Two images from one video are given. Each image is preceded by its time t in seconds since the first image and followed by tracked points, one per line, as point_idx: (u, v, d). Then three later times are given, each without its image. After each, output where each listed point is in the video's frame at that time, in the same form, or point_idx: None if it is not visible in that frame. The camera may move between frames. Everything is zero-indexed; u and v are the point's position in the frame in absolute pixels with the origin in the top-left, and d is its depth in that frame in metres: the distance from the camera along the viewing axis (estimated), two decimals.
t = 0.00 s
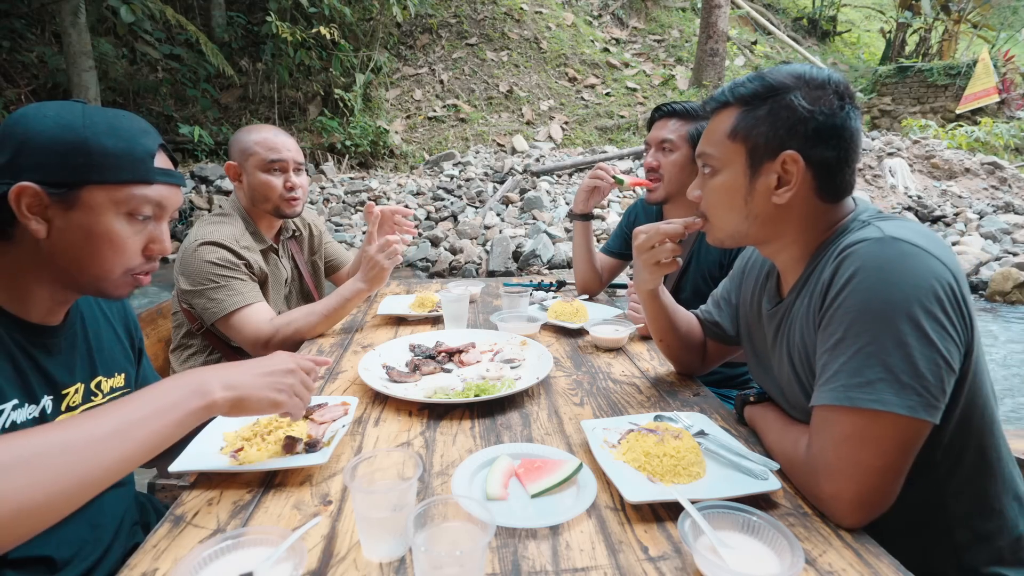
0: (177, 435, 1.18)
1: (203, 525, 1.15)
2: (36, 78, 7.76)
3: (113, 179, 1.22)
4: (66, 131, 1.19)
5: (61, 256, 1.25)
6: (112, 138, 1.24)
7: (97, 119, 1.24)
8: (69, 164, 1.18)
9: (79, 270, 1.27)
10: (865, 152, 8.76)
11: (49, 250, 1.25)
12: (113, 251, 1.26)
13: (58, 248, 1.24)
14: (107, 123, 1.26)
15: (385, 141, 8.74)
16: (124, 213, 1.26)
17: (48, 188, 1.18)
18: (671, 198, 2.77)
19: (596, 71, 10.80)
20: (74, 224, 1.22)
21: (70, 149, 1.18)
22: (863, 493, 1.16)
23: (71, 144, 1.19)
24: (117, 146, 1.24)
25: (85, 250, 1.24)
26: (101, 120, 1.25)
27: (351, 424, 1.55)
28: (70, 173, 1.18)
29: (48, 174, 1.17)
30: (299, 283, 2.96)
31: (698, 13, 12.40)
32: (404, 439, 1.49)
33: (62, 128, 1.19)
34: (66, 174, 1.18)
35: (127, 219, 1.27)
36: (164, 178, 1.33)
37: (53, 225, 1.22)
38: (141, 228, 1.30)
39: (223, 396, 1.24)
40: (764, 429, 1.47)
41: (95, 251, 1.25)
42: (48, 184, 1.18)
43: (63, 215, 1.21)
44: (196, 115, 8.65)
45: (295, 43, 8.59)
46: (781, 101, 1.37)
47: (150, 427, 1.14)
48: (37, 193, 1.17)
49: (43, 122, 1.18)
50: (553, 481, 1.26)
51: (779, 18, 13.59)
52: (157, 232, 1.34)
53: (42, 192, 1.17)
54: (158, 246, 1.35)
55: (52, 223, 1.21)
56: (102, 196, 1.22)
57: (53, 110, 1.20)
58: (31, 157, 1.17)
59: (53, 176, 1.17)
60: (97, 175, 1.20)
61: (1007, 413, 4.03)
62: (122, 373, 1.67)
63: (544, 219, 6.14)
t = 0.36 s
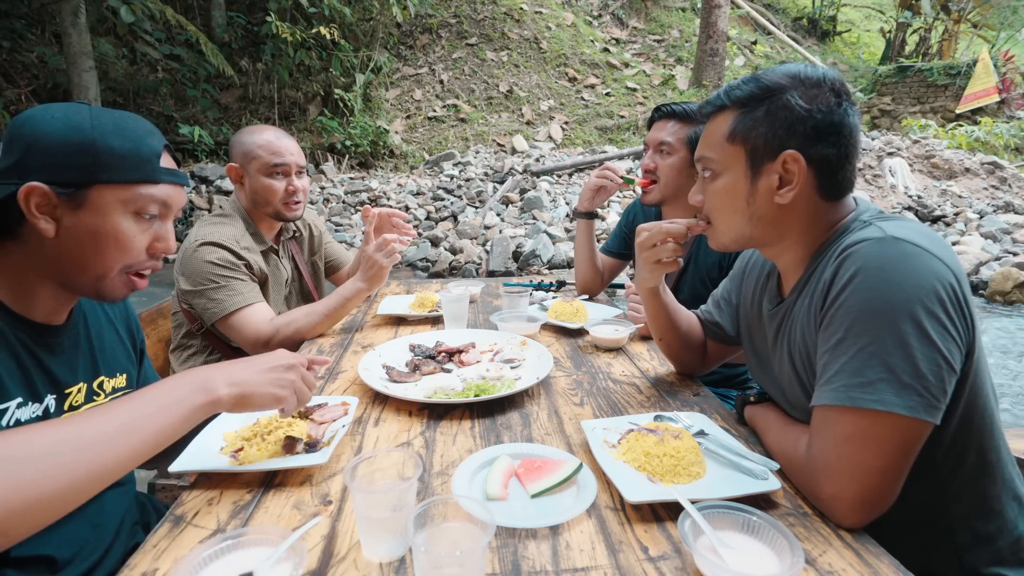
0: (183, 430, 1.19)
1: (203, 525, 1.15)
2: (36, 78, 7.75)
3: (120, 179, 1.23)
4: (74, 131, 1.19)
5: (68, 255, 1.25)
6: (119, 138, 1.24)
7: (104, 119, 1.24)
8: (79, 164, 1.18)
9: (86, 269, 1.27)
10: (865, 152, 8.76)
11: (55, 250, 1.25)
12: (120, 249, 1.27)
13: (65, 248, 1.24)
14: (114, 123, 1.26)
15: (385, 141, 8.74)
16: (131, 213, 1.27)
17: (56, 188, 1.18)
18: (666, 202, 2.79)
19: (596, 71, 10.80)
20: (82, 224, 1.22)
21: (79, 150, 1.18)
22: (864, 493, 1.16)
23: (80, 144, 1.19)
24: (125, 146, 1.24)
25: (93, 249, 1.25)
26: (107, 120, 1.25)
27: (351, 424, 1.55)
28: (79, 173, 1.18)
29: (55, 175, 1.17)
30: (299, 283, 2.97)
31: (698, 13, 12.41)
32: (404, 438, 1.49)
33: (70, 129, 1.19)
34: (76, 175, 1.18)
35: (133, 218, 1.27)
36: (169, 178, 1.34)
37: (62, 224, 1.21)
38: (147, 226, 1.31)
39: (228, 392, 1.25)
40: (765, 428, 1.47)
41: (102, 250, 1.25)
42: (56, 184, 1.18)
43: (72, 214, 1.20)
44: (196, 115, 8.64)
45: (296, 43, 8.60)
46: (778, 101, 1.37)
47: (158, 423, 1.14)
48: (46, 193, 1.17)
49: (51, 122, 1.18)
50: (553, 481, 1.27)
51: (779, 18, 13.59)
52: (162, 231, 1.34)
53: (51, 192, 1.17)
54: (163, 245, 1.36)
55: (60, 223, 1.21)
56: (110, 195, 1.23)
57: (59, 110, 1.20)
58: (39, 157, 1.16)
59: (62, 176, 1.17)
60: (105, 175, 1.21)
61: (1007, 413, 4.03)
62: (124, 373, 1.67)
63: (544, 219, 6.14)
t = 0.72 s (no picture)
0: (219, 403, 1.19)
1: (203, 525, 1.15)
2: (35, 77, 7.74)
3: (122, 175, 1.23)
4: (75, 129, 1.19)
5: (71, 252, 1.25)
6: (121, 136, 1.24)
7: (105, 117, 1.24)
8: (81, 162, 1.18)
9: (89, 266, 1.27)
10: (866, 152, 8.76)
11: (58, 247, 1.25)
12: (123, 246, 1.27)
13: (68, 245, 1.24)
14: (115, 120, 1.26)
15: (385, 141, 8.74)
16: (133, 209, 1.27)
17: (59, 185, 1.18)
18: (658, 203, 2.78)
19: (596, 71, 10.80)
20: (85, 221, 1.22)
21: (81, 148, 1.18)
22: (864, 492, 1.16)
23: (82, 142, 1.19)
24: (127, 144, 1.24)
25: (95, 246, 1.25)
26: (109, 118, 1.25)
27: (351, 424, 1.55)
28: (82, 170, 1.18)
29: (58, 172, 1.17)
30: (299, 283, 2.97)
31: (698, 13, 12.42)
32: (404, 438, 1.49)
33: (72, 127, 1.19)
34: (79, 172, 1.18)
35: (135, 214, 1.27)
36: (169, 175, 1.34)
37: (64, 221, 1.21)
38: (149, 223, 1.31)
39: (258, 366, 1.25)
40: (765, 428, 1.47)
41: (105, 247, 1.25)
42: (59, 181, 1.18)
43: (75, 211, 1.21)
44: (196, 115, 8.64)
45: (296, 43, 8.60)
46: (772, 103, 1.38)
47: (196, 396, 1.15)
48: (49, 190, 1.17)
49: (52, 121, 1.18)
50: (553, 481, 1.26)
51: (779, 18, 13.60)
52: (163, 227, 1.35)
53: (54, 189, 1.17)
54: (165, 242, 1.36)
55: (64, 220, 1.21)
56: (113, 191, 1.23)
57: (61, 109, 1.20)
58: (41, 154, 1.16)
59: (65, 173, 1.18)
60: (107, 172, 1.21)
61: (1007, 412, 4.03)
62: (125, 372, 1.67)
63: (544, 219, 6.14)
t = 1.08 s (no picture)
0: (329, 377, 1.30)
1: (202, 526, 1.15)
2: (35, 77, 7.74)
3: (121, 167, 1.22)
4: (72, 125, 1.19)
5: (73, 246, 1.25)
6: (117, 129, 1.24)
7: (100, 111, 1.23)
8: (78, 155, 1.17)
9: (91, 260, 1.27)
10: (867, 151, 8.75)
11: (60, 242, 1.24)
12: (124, 238, 1.27)
13: (70, 240, 1.24)
14: (110, 114, 1.25)
15: (385, 141, 8.73)
16: (132, 201, 1.26)
17: (58, 180, 1.17)
18: (657, 205, 2.78)
19: (597, 71, 10.79)
20: (85, 215, 1.21)
21: (78, 141, 1.18)
22: (864, 492, 1.16)
23: (78, 136, 1.18)
24: (124, 136, 1.23)
25: (96, 238, 1.24)
26: (104, 112, 1.24)
27: (351, 425, 1.54)
28: (80, 164, 1.18)
29: (56, 167, 1.17)
30: (299, 283, 2.96)
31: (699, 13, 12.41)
32: (404, 439, 1.49)
33: (67, 122, 1.18)
34: (76, 165, 1.18)
35: (135, 206, 1.27)
36: (166, 167, 1.33)
37: (66, 216, 1.21)
38: (148, 215, 1.30)
39: (357, 350, 1.35)
40: (765, 428, 1.47)
41: (106, 241, 1.25)
42: (58, 176, 1.17)
43: (75, 206, 1.20)
44: (195, 114, 8.63)
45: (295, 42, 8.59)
46: (774, 100, 1.38)
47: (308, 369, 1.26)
48: (48, 186, 1.17)
49: (47, 117, 1.17)
50: (553, 481, 1.26)
51: (780, 17, 13.58)
52: (162, 219, 1.34)
53: (53, 185, 1.17)
54: (164, 233, 1.36)
55: (64, 214, 1.21)
56: (112, 183, 1.22)
57: (54, 105, 1.19)
58: (38, 150, 1.16)
59: (63, 167, 1.17)
60: (105, 164, 1.20)
61: (1009, 413, 4.02)
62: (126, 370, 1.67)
63: (544, 219, 6.14)
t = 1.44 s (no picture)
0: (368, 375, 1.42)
1: (202, 526, 1.15)
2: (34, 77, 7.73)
3: (127, 163, 1.23)
4: (77, 122, 1.18)
5: (82, 244, 1.25)
6: (120, 125, 1.24)
7: (102, 108, 1.23)
8: (85, 152, 1.17)
9: (101, 256, 1.27)
10: (867, 152, 8.75)
11: (69, 239, 1.24)
12: (133, 234, 1.27)
13: (79, 237, 1.24)
14: (113, 110, 1.25)
15: (385, 140, 8.72)
16: (138, 196, 1.26)
17: (66, 178, 1.17)
18: (655, 206, 2.77)
19: (597, 70, 10.79)
20: (93, 211, 1.21)
21: (84, 138, 1.18)
22: (864, 492, 1.16)
23: (84, 133, 1.18)
24: (128, 132, 1.23)
25: (105, 235, 1.24)
26: (107, 108, 1.24)
27: (350, 425, 1.54)
28: (87, 161, 1.18)
29: (63, 165, 1.17)
30: (298, 283, 2.96)
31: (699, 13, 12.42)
32: (404, 439, 1.49)
33: (71, 120, 1.18)
34: (83, 162, 1.18)
35: (141, 202, 1.27)
36: (169, 163, 1.34)
37: (74, 213, 1.21)
38: (154, 210, 1.30)
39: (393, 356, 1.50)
40: (765, 427, 1.47)
41: (115, 236, 1.25)
42: (65, 173, 1.17)
43: (83, 202, 1.20)
44: (195, 114, 8.62)
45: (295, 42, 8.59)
46: (772, 100, 1.37)
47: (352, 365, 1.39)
48: (56, 183, 1.17)
49: (51, 116, 1.17)
50: (553, 481, 1.26)
51: (780, 17, 13.59)
52: (168, 214, 1.34)
53: (61, 182, 1.17)
54: (170, 228, 1.36)
55: (73, 212, 1.21)
56: (118, 179, 1.22)
57: (57, 104, 1.19)
58: (43, 147, 1.15)
59: (70, 165, 1.17)
60: (112, 161, 1.20)
61: (1009, 413, 4.02)
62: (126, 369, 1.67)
63: (544, 219, 6.14)
